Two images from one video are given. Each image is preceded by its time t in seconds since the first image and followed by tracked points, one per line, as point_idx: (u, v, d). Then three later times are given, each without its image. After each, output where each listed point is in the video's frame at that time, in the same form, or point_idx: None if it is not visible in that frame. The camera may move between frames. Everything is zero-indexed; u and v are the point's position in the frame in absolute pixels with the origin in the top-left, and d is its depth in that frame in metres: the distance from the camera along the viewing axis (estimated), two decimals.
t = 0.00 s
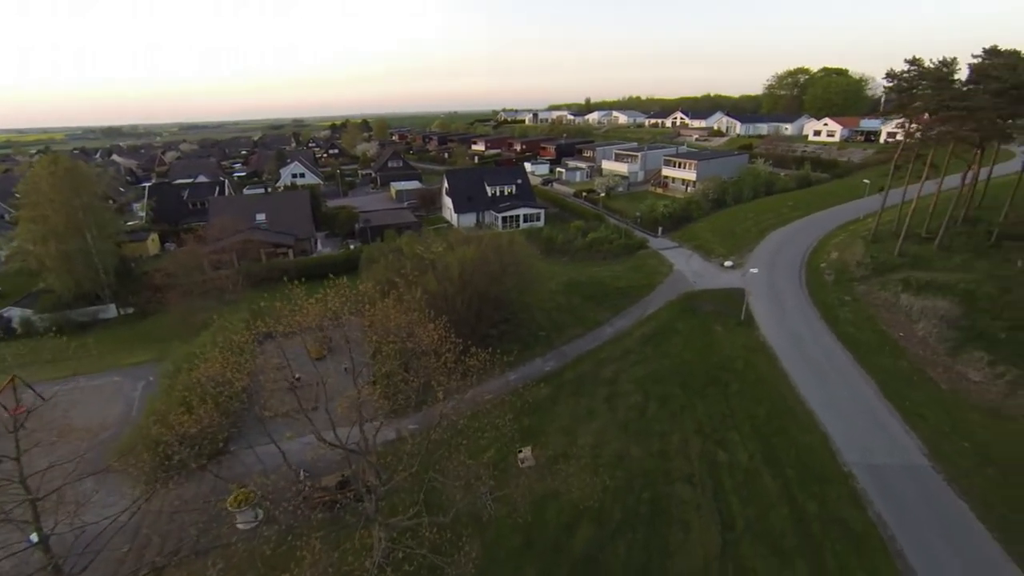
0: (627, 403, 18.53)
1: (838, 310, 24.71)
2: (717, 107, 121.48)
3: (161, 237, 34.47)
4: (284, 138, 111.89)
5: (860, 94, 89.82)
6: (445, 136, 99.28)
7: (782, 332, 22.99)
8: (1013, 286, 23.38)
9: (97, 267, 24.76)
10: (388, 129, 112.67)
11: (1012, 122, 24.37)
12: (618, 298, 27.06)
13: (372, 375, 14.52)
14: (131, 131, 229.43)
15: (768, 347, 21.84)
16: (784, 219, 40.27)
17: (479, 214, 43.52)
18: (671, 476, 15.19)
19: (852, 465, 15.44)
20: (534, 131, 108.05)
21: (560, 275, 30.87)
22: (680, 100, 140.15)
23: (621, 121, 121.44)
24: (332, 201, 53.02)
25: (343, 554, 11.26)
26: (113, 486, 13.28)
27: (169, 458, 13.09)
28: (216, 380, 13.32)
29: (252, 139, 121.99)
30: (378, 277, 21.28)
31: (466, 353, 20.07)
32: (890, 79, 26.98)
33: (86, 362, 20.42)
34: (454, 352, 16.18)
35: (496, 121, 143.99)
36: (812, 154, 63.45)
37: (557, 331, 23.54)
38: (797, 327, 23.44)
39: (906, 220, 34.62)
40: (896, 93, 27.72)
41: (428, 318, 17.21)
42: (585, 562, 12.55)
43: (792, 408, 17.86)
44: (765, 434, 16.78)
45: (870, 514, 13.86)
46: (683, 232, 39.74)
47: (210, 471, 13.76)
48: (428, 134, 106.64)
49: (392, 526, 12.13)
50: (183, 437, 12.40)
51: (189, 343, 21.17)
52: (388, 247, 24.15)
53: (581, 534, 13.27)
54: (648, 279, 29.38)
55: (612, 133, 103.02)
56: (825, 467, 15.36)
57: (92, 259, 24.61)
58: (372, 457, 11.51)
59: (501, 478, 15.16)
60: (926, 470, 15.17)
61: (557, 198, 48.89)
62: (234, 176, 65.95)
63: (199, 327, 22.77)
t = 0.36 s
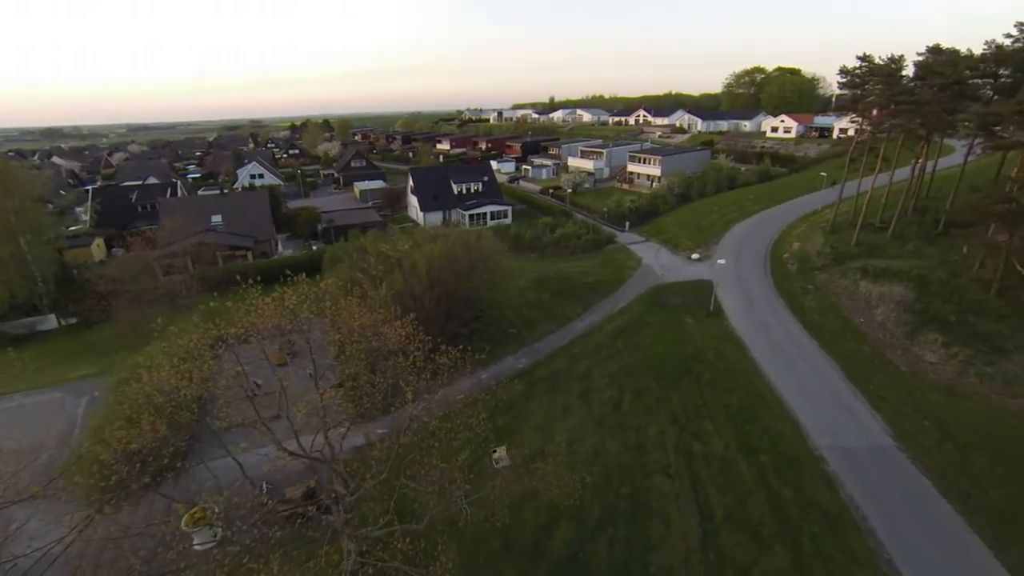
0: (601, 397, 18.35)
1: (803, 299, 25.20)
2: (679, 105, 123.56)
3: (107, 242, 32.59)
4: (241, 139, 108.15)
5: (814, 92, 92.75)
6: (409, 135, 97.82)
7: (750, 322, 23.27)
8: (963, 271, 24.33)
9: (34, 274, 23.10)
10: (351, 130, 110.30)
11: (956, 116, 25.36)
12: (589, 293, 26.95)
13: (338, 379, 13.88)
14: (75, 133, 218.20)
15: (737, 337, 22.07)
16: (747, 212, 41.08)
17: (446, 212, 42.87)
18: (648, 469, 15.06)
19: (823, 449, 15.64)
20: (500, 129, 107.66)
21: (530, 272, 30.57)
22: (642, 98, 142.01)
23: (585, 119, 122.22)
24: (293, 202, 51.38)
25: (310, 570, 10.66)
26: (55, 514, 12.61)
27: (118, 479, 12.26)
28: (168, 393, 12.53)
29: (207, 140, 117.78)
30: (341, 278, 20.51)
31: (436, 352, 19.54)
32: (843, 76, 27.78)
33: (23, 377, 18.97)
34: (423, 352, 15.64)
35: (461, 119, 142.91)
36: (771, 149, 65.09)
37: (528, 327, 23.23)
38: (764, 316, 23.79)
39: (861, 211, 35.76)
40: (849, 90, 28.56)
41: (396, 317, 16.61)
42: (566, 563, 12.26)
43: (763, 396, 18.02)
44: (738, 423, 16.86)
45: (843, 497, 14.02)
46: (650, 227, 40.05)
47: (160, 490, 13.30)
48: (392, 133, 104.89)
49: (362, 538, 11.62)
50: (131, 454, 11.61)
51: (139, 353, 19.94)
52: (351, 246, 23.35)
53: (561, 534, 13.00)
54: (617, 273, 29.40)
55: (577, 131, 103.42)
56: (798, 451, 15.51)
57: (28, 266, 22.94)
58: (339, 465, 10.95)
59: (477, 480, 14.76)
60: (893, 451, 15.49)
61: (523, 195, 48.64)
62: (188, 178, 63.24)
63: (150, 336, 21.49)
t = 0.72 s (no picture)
0: (574, 394, 18.14)
1: (766, 289, 25.70)
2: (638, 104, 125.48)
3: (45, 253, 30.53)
4: (191, 143, 103.82)
5: (767, 90, 95.63)
6: (370, 138, 96.14)
7: (717, 313, 23.55)
8: (914, 256, 25.27)
9: None
10: (308, 133, 107.48)
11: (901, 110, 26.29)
12: (557, 290, 26.78)
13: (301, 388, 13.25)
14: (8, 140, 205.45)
15: (705, 328, 22.27)
16: (708, 206, 41.82)
17: (409, 213, 42.07)
18: (625, 465, 14.91)
19: (795, 434, 15.79)
20: (462, 130, 106.88)
21: (497, 271, 30.19)
22: (602, 98, 143.55)
23: (547, 119, 122.70)
24: (250, 207, 49.58)
25: None
26: None
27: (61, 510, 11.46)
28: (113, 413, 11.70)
29: (157, 146, 112.97)
30: (301, 282, 19.68)
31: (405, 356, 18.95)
32: (795, 74, 28.59)
33: None
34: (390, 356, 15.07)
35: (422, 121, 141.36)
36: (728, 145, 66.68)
37: (498, 327, 22.84)
38: (730, 306, 24.12)
39: (816, 202, 36.87)
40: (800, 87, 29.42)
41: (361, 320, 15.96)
42: (547, 566, 11.94)
43: (734, 385, 18.16)
44: (711, 413, 16.92)
45: (817, 479, 14.19)
46: (616, 223, 40.33)
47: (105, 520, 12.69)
48: (352, 136, 102.74)
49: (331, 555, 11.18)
50: (71, 482, 10.89)
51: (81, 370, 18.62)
52: (311, 249, 22.47)
53: (540, 537, 12.68)
54: (585, 270, 29.35)
55: (539, 131, 103.63)
56: (770, 438, 15.65)
57: None
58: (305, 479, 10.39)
59: (451, 486, 14.30)
60: (860, 432, 15.83)
61: (487, 194, 48.25)
62: (134, 184, 60.17)
63: (94, 351, 20.11)
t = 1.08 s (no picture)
0: (543, 390, 17.88)
1: (726, 277, 26.13)
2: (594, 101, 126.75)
3: None
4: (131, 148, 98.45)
5: (717, 86, 98.16)
6: (324, 138, 93.59)
7: (681, 302, 23.77)
8: (863, 240, 26.19)
9: None
10: (259, 135, 103.66)
11: (845, 101, 27.26)
12: (522, 286, 26.50)
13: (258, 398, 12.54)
14: None
15: (669, 317, 22.42)
16: (666, 198, 42.44)
17: (367, 214, 40.98)
18: (598, 458, 14.73)
19: (761, 417, 15.97)
20: (419, 130, 105.40)
21: (460, 269, 29.68)
22: (558, 96, 144.29)
23: (505, 117, 122.51)
24: (198, 213, 47.32)
25: None
26: None
27: None
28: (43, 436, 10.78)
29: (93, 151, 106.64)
30: (253, 287, 18.71)
31: (367, 361, 18.26)
32: (745, 66, 28.99)
33: None
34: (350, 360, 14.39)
35: (378, 121, 138.70)
36: (683, 139, 68.03)
37: (463, 326, 22.36)
38: (692, 295, 24.38)
39: (769, 192, 37.90)
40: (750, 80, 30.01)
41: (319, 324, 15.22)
42: (523, 568, 11.60)
43: (702, 372, 18.29)
44: (681, 401, 16.97)
45: (785, 461, 14.35)
46: (577, 218, 40.38)
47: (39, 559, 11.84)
48: (305, 137, 99.75)
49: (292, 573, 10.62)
50: None
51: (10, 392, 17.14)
52: (263, 253, 21.43)
53: (515, 538, 12.33)
54: (548, 265, 29.20)
55: (497, 129, 103.26)
56: (739, 422, 15.77)
57: None
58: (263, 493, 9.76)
59: (422, 493, 13.79)
60: (822, 411, 16.18)
61: (447, 193, 47.57)
62: (69, 192, 56.48)
63: (23, 370, 18.55)
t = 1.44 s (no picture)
0: (518, 389, 17.52)
1: (697, 270, 26.28)
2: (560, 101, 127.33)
3: None
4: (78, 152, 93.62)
5: (680, 85, 99.87)
6: (287, 140, 91.24)
7: (653, 296, 23.77)
8: (826, 230, 26.74)
9: None
10: (217, 138, 100.15)
11: (803, 97, 27.88)
12: (493, 285, 26.10)
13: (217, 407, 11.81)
14: None
15: (642, 311, 22.37)
16: (634, 195, 42.69)
17: (332, 216, 39.90)
18: (576, 456, 14.45)
19: (737, 407, 15.98)
20: (384, 130, 103.75)
21: (429, 269, 29.07)
22: (524, 96, 144.39)
23: (472, 117, 121.89)
24: (152, 218, 45.26)
25: None
26: None
27: None
28: None
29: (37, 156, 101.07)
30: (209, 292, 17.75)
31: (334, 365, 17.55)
32: (707, 62, 28.59)
33: None
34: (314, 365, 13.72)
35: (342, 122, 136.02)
36: (648, 137, 68.83)
37: (434, 327, 21.82)
38: (664, 289, 24.42)
39: (734, 186, 38.50)
40: (712, 75, 29.80)
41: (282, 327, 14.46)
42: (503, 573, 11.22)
43: (676, 364, 18.25)
44: (656, 394, 16.86)
45: (762, 450, 14.35)
46: (547, 215, 40.18)
47: None
48: (266, 139, 96.88)
49: None
50: None
51: None
52: (221, 256, 20.43)
53: (494, 543, 11.93)
54: (519, 263, 28.87)
55: (464, 129, 102.55)
56: (715, 413, 15.74)
57: None
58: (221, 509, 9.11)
59: (395, 500, 13.25)
60: (795, 399, 16.30)
61: (415, 193, 46.79)
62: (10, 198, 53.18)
63: None
